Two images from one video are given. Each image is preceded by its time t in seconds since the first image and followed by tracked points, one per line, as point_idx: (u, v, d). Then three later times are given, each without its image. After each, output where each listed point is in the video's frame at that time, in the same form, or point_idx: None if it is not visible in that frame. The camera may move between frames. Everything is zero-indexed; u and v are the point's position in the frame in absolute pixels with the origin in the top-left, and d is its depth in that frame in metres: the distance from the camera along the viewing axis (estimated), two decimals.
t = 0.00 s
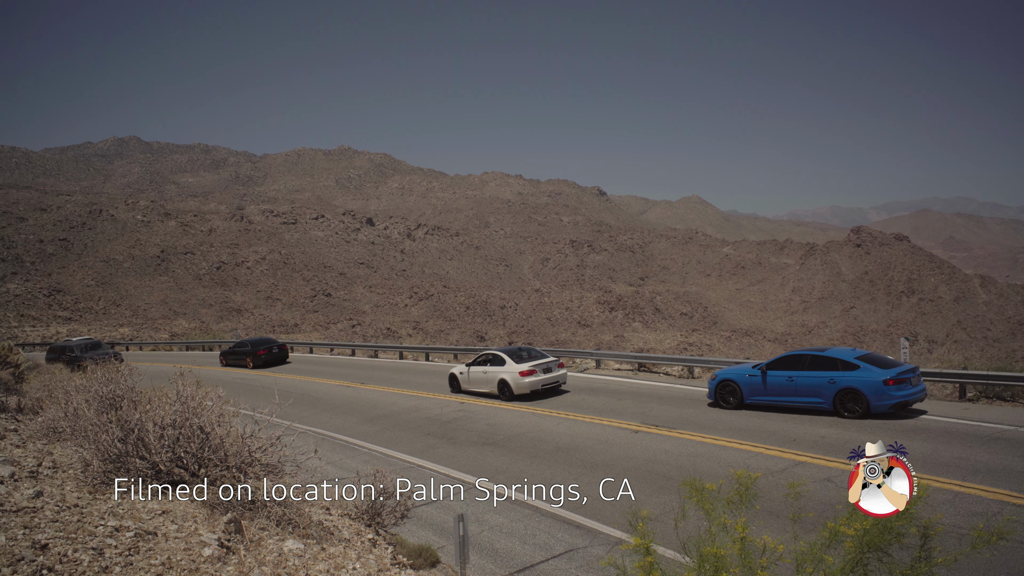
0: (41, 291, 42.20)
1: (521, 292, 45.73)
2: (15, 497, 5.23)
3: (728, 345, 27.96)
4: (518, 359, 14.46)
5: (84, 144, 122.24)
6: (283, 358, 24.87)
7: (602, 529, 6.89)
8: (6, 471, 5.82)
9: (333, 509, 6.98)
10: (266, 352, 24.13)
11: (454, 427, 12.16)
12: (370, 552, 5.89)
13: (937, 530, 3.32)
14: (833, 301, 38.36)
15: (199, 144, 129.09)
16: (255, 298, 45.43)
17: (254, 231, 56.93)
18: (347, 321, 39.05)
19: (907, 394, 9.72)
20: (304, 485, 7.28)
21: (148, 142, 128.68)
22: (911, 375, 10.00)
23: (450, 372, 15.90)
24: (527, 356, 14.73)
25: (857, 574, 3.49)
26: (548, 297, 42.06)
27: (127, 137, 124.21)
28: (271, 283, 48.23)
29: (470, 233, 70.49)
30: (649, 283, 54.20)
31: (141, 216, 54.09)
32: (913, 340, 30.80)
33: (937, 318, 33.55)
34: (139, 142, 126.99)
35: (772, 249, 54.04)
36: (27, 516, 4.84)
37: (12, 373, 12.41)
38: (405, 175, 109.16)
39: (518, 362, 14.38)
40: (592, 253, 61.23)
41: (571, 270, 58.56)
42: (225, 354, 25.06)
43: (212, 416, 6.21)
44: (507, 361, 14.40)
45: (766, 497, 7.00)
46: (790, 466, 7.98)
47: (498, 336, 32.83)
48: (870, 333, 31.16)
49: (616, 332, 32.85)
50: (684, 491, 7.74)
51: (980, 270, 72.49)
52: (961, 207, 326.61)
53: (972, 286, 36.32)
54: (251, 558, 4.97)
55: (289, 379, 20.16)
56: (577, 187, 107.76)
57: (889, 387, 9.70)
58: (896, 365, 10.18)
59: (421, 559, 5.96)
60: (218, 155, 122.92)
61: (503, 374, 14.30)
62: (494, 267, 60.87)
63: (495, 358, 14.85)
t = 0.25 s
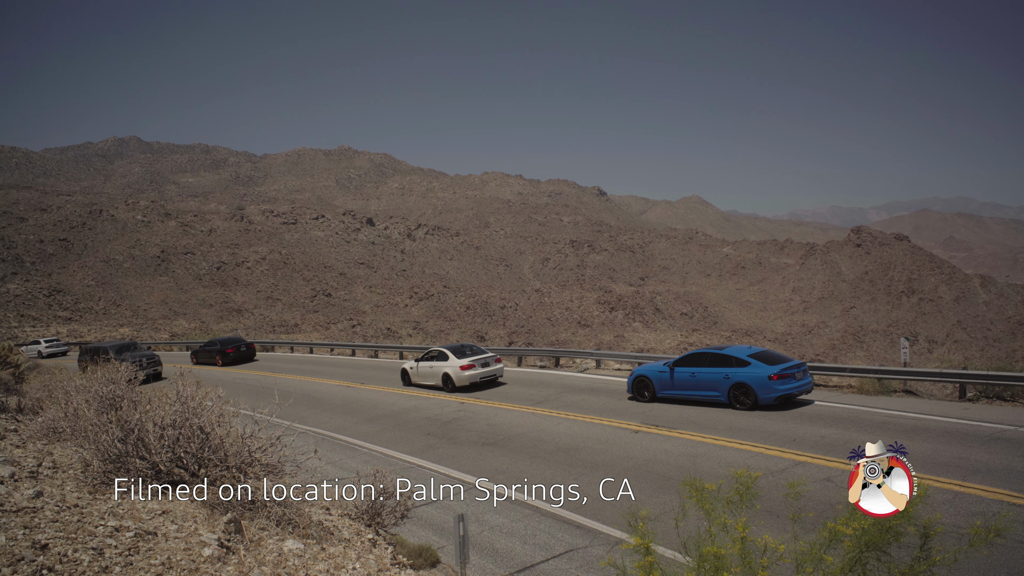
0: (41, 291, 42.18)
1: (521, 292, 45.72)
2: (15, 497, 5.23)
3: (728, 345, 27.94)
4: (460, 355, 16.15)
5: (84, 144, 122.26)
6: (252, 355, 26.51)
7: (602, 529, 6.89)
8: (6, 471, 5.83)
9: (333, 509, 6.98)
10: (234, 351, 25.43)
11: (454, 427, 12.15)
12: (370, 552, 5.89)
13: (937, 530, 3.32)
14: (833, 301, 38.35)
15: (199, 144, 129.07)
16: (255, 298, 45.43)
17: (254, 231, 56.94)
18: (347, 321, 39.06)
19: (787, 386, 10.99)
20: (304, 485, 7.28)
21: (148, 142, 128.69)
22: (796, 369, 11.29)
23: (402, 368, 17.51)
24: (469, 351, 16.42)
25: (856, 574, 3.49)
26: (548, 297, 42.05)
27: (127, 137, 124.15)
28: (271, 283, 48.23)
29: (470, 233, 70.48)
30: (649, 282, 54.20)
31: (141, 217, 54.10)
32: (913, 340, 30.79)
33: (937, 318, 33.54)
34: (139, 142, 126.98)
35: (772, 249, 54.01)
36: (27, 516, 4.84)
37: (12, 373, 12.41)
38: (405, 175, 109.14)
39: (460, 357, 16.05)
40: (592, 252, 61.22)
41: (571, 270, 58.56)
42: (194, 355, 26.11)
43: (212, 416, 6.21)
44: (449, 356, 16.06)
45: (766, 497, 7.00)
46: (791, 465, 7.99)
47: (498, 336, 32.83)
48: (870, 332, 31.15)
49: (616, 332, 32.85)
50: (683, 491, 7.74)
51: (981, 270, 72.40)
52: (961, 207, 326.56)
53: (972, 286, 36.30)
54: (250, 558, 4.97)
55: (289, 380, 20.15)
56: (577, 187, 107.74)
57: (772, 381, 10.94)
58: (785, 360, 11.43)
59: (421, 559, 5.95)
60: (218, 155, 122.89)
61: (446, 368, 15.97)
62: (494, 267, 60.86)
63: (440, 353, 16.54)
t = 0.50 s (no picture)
0: (41, 292, 42.18)
1: (521, 292, 45.73)
2: (16, 497, 5.23)
3: (728, 345, 27.93)
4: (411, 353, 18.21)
5: (84, 144, 122.26)
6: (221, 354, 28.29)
7: (602, 529, 6.89)
8: (7, 471, 5.83)
9: (333, 509, 6.99)
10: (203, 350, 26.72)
11: (454, 427, 12.15)
12: (370, 552, 5.89)
13: (937, 529, 3.32)
14: (833, 301, 38.35)
15: (199, 144, 129.06)
16: (255, 298, 45.45)
17: (254, 231, 56.96)
18: (347, 321, 39.08)
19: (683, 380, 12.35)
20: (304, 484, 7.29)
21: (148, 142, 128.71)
22: (692, 365, 12.71)
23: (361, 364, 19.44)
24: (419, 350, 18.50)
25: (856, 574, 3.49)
26: (548, 297, 42.05)
27: (127, 137, 124.15)
28: (271, 283, 48.25)
29: (470, 233, 70.50)
30: (649, 282, 54.20)
31: (141, 217, 54.11)
32: (913, 340, 30.79)
33: (937, 317, 33.54)
34: (139, 142, 126.96)
35: (773, 249, 54.00)
36: (28, 517, 4.84)
37: (12, 373, 12.42)
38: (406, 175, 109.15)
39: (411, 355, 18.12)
40: (592, 253, 61.23)
41: (571, 270, 58.57)
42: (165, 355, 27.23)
43: (213, 416, 6.21)
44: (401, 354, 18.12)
45: (766, 497, 7.00)
46: (791, 465, 7.99)
47: (498, 336, 32.85)
48: (870, 332, 31.14)
49: (616, 332, 32.85)
50: (683, 491, 7.74)
51: (981, 270, 72.35)
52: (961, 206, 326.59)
53: (972, 285, 36.29)
54: (251, 558, 4.97)
55: (289, 380, 20.15)
56: (578, 187, 107.73)
57: (670, 376, 12.28)
58: (683, 358, 12.82)
59: (421, 559, 5.96)
60: (218, 155, 122.88)
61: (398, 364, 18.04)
62: (494, 267, 60.87)
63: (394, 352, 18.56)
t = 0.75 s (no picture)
0: (41, 291, 42.20)
1: (521, 292, 45.71)
2: (16, 497, 5.24)
3: (728, 345, 27.92)
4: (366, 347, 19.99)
5: (84, 145, 122.23)
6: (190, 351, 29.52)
7: (602, 529, 6.89)
8: (6, 471, 5.83)
9: (333, 508, 6.99)
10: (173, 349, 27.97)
11: (454, 427, 12.15)
12: (370, 552, 5.89)
13: (937, 529, 3.33)
14: (833, 301, 38.35)
15: (199, 143, 129.05)
16: (255, 298, 45.44)
17: (254, 231, 56.94)
18: (347, 322, 39.07)
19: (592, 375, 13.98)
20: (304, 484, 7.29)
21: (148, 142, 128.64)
22: (601, 361, 14.38)
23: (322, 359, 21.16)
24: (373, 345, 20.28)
25: (857, 574, 3.49)
26: (548, 297, 42.04)
27: (127, 137, 124.14)
28: (271, 283, 48.24)
29: (470, 233, 70.46)
30: (649, 282, 54.18)
31: (141, 217, 54.11)
32: (913, 340, 30.77)
33: (937, 318, 33.52)
34: (139, 142, 126.88)
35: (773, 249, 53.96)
36: (27, 517, 4.84)
37: (13, 373, 12.42)
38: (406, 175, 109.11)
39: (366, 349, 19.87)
40: (592, 253, 61.20)
41: (571, 270, 58.56)
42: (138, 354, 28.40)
43: (213, 416, 6.21)
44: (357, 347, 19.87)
45: (766, 497, 7.00)
46: (791, 465, 8.00)
47: (498, 337, 32.84)
48: (870, 332, 31.11)
49: (616, 332, 32.82)
50: (683, 491, 7.74)
51: (981, 270, 72.33)
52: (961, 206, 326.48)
53: (972, 286, 36.27)
54: (251, 559, 4.97)
55: (289, 380, 20.15)
56: (578, 187, 107.72)
57: (580, 371, 13.92)
58: (594, 355, 14.49)
59: (421, 558, 5.96)
60: (218, 155, 122.88)
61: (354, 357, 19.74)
62: (494, 267, 60.85)
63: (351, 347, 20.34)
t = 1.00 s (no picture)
0: (41, 291, 42.19)
1: (521, 292, 45.71)
2: (14, 496, 5.22)
3: (728, 345, 27.91)
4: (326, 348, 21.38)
5: (83, 145, 122.19)
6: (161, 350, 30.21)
7: (602, 529, 6.88)
8: (5, 471, 5.81)
9: (333, 508, 6.99)
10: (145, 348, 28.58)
11: (454, 427, 12.14)
12: (370, 552, 5.88)
13: (938, 530, 3.31)
14: (833, 301, 38.36)
15: (199, 143, 129.01)
16: (255, 298, 45.42)
17: (254, 231, 56.93)
18: (347, 321, 39.05)
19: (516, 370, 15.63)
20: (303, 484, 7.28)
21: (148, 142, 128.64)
22: (526, 358, 15.98)
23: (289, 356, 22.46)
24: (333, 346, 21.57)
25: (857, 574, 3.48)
26: (548, 297, 42.03)
27: (127, 137, 124.11)
28: (271, 283, 48.23)
29: (470, 233, 70.47)
30: (649, 283, 54.19)
31: (141, 216, 54.09)
32: (913, 340, 30.78)
33: (937, 318, 33.52)
34: (139, 142, 126.86)
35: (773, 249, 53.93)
36: (26, 516, 4.83)
37: (12, 373, 12.39)
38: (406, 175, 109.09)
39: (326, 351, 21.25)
40: (592, 253, 61.21)
41: (571, 270, 58.57)
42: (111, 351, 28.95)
43: (213, 415, 6.20)
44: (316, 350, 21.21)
45: (766, 497, 6.99)
46: (791, 465, 8.00)
47: (498, 336, 32.83)
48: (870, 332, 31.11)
49: (616, 332, 32.83)
50: (683, 491, 7.73)
51: (981, 270, 72.37)
52: (961, 207, 326.63)
53: (972, 286, 36.28)
54: (249, 558, 4.96)
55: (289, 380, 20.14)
56: (578, 187, 107.74)
57: (506, 367, 15.54)
58: (520, 352, 16.10)
59: (421, 558, 5.95)
60: (219, 155, 122.84)
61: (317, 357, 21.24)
62: (494, 267, 60.88)
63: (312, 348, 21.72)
